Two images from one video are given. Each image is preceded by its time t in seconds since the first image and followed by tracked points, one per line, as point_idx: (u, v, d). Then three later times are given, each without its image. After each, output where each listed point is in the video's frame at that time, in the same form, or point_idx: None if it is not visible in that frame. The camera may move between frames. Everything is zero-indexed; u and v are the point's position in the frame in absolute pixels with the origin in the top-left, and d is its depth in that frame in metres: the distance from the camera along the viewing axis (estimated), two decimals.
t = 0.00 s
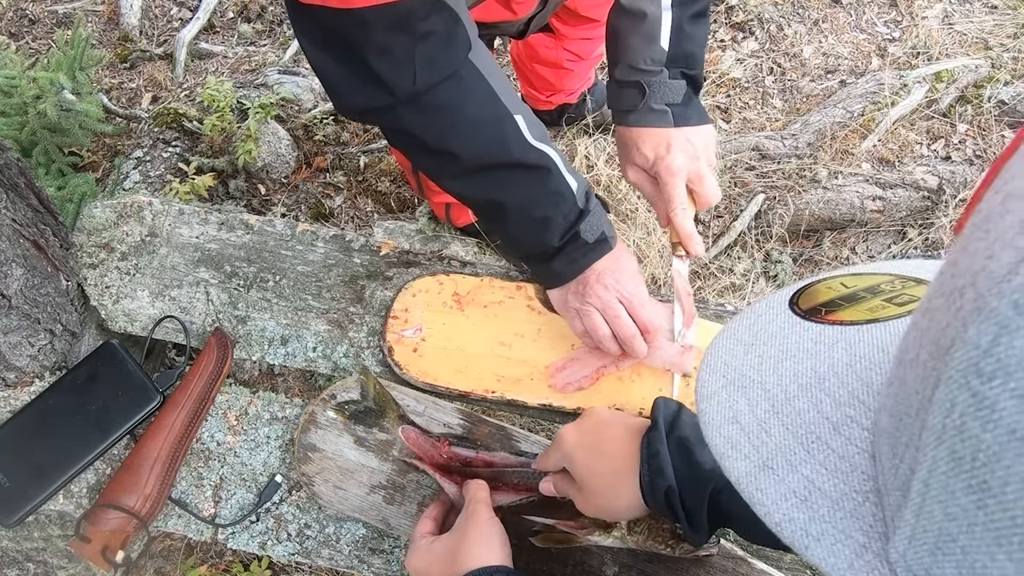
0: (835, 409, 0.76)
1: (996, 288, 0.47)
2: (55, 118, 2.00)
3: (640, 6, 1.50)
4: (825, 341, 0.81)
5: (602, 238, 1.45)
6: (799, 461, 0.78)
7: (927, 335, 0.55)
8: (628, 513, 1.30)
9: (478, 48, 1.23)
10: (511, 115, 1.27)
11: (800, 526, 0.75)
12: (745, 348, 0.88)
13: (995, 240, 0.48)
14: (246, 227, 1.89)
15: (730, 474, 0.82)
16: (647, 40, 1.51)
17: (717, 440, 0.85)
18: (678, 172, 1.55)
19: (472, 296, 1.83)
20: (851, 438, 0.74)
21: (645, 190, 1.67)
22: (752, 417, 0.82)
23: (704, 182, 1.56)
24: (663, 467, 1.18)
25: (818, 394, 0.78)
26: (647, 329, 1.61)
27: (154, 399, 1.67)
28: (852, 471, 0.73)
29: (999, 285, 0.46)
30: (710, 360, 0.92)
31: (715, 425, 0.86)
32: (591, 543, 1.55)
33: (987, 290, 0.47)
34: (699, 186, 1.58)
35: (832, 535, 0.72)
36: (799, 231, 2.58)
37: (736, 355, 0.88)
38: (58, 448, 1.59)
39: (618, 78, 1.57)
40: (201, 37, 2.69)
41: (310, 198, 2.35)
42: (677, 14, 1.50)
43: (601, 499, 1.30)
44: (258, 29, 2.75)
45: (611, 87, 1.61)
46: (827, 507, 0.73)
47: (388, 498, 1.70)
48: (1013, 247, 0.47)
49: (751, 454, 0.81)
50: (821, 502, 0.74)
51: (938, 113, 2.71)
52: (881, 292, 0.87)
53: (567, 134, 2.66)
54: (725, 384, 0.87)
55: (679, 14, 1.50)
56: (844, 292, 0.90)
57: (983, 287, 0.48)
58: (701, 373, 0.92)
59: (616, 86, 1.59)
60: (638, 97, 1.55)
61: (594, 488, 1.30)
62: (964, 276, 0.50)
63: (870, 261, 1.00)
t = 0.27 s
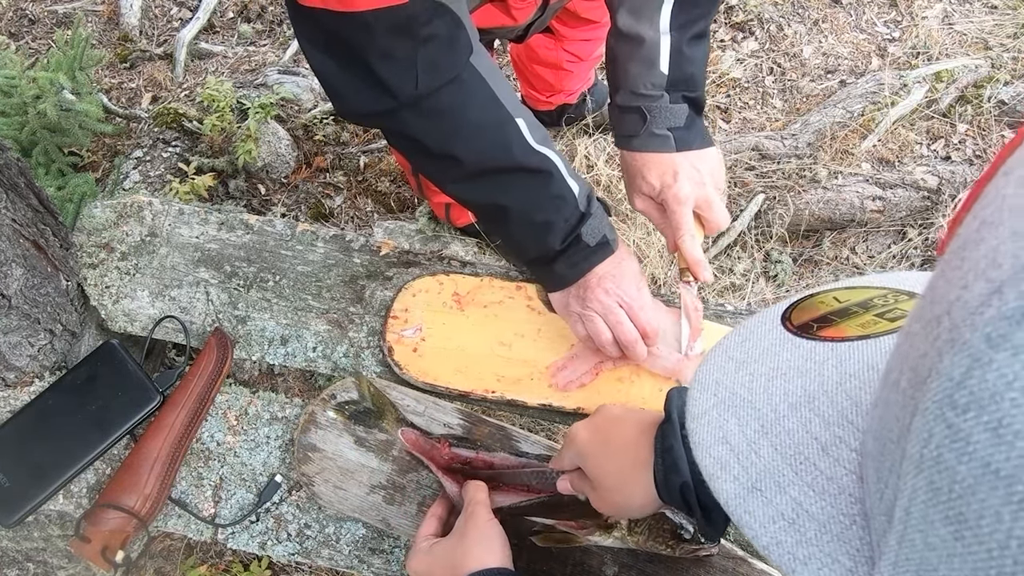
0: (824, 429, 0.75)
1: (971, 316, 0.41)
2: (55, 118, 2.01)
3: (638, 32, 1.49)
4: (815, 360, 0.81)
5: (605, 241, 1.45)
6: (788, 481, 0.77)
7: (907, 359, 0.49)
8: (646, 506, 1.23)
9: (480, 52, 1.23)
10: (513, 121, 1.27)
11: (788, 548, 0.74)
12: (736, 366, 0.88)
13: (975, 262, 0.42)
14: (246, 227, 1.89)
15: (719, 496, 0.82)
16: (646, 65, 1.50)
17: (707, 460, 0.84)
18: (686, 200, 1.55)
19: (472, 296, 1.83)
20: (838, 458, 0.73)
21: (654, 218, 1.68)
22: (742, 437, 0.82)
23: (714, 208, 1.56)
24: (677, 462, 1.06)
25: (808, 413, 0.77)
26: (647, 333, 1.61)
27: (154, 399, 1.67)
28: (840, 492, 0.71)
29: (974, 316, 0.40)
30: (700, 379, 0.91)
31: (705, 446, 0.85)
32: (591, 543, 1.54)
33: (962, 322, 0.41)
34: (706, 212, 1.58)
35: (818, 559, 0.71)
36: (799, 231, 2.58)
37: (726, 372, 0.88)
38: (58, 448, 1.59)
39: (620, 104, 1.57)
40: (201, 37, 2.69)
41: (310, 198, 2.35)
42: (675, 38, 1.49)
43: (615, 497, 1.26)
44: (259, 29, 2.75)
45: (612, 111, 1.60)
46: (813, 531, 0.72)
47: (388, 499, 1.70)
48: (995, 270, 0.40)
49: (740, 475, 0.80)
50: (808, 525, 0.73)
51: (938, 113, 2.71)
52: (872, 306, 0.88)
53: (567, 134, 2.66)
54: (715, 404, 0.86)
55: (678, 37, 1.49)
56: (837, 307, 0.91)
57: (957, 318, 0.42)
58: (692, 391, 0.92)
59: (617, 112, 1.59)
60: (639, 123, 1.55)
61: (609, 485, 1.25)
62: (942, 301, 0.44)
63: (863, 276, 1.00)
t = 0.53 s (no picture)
0: (839, 453, 0.73)
1: (995, 358, 0.41)
2: (55, 118, 2.01)
3: (628, 52, 1.46)
4: (829, 377, 0.78)
5: (606, 241, 1.46)
6: (799, 508, 0.76)
7: (927, 392, 0.49)
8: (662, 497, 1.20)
9: (479, 48, 1.25)
10: (514, 118, 1.28)
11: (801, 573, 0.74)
12: (747, 381, 0.85)
13: (1001, 299, 0.42)
14: (246, 227, 1.88)
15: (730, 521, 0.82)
16: (633, 87, 1.48)
17: (717, 482, 0.83)
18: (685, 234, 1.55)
19: (473, 296, 1.83)
20: (853, 485, 0.71)
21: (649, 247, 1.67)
22: (753, 459, 0.81)
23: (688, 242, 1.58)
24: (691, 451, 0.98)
25: (821, 436, 0.75)
26: (647, 334, 1.60)
27: (154, 399, 1.67)
28: (855, 521, 0.71)
29: (997, 358, 0.40)
30: (710, 395, 0.90)
31: (715, 467, 0.84)
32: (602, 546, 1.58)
33: (987, 362, 0.41)
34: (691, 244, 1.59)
35: None
36: (799, 231, 2.58)
37: (737, 389, 0.86)
38: (58, 447, 1.59)
39: (608, 126, 1.53)
40: (201, 37, 2.68)
41: (310, 198, 2.35)
42: (665, 58, 1.47)
43: (632, 491, 1.23)
44: (259, 29, 2.75)
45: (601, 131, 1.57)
46: (827, 562, 0.73)
47: (388, 499, 1.70)
48: None
49: (751, 501, 0.80)
50: (821, 556, 0.73)
51: (938, 113, 2.71)
52: (889, 319, 0.84)
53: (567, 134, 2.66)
54: (725, 423, 0.85)
55: (666, 59, 1.47)
56: (851, 319, 0.87)
57: (982, 356, 0.42)
58: (702, 408, 0.91)
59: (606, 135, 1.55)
60: (627, 147, 1.52)
61: (623, 477, 1.23)
62: (967, 336, 0.44)
63: (876, 285, 0.96)
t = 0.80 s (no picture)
0: (845, 505, 0.71)
1: (1014, 463, 0.37)
2: (55, 118, 2.01)
3: (664, 51, 1.44)
4: (836, 416, 0.75)
5: (605, 240, 1.46)
6: (805, 562, 0.75)
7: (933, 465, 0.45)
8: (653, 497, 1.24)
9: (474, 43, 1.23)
10: (509, 114, 1.27)
11: None
12: (751, 418, 0.84)
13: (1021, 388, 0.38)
14: (246, 227, 1.88)
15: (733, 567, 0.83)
16: (676, 88, 1.46)
17: (721, 522, 0.84)
18: (747, 226, 1.55)
19: (472, 296, 1.83)
20: (860, 541, 0.69)
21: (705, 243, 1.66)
22: (757, 507, 0.80)
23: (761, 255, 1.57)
24: (680, 450, 1.06)
25: (826, 484, 0.73)
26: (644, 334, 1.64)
27: (154, 399, 1.67)
28: None
29: (1017, 463, 0.37)
30: (713, 430, 0.89)
31: (716, 514, 0.84)
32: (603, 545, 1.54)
33: (1005, 465, 0.37)
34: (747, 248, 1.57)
35: None
36: (799, 231, 2.58)
37: (740, 427, 0.85)
38: (59, 447, 1.60)
39: (652, 126, 1.52)
40: (201, 37, 2.68)
41: (310, 198, 2.35)
42: (703, 55, 1.45)
43: (624, 491, 1.26)
44: (259, 29, 2.75)
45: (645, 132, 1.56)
46: None
47: (387, 499, 1.70)
48: None
49: (756, 553, 0.80)
50: None
51: (938, 113, 2.71)
52: (899, 347, 0.78)
53: (567, 134, 2.66)
54: (728, 463, 0.85)
55: (705, 56, 1.45)
56: (864, 343, 0.82)
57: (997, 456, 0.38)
58: (704, 443, 0.91)
59: (649, 135, 1.55)
60: (672, 147, 1.51)
61: (615, 479, 1.26)
62: (981, 425, 0.40)
63: (889, 303, 0.90)
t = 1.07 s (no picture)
0: (833, 523, 0.71)
1: (982, 505, 0.37)
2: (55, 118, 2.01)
3: (625, 40, 1.49)
4: (828, 431, 0.76)
5: (578, 220, 1.38)
6: None
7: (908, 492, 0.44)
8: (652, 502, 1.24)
9: (431, 21, 1.22)
10: (462, 88, 1.25)
11: None
12: (743, 434, 0.86)
13: (992, 427, 0.38)
14: (246, 227, 1.88)
15: None
16: (635, 77, 1.50)
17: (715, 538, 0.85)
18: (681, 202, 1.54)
19: (472, 296, 1.83)
20: (847, 563, 0.69)
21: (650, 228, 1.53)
22: (749, 522, 0.81)
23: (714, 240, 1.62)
24: (679, 455, 1.08)
25: (815, 501, 0.73)
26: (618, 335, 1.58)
27: (154, 399, 1.67)
28: None
29: (983, 506, 0.36)
30: (704, 445, 0.92)
31: (706, 532, 0.87)
32: (605, 541, 1.57)
33: (974, 507, 0.37)
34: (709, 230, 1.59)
35: None
36: (799, 231, 2.58)
37: (733, 444, 0.86)
38: (59, 447, 1.59)
39: (604, 115, 1.54)
40: (201, 37, 2.68)
41: (310, 198, 2.35)
42: (662, 48, 1.51)
43: (623, 494, 1.27)
44: (258, 29, 2.74)
45: (594, 121, 1.57)
46: None
47: (387, 500, 1.70)
48: (1015, 452, 0.36)
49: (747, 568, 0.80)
50: None
51: (938, 113, 2.71)
52: (893, 359, 0.80)
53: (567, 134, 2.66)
54: (718, 479, 0.86)
55: (663, 49, 1.51)
56: (859, 354, 0.84)
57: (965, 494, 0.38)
58: (696, 459, 0.93)
59: (601, 122, 1.56)
60: (625, 137, 1.53)
61: (616, 482, 1.27)
62: (955, 462, 0.39)
63: (886, 310, 0.92)
